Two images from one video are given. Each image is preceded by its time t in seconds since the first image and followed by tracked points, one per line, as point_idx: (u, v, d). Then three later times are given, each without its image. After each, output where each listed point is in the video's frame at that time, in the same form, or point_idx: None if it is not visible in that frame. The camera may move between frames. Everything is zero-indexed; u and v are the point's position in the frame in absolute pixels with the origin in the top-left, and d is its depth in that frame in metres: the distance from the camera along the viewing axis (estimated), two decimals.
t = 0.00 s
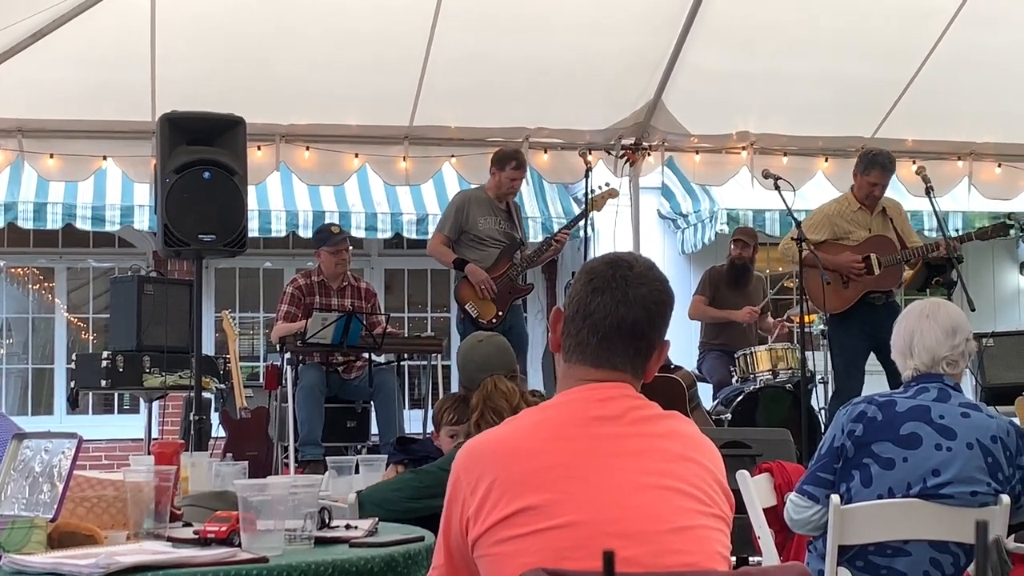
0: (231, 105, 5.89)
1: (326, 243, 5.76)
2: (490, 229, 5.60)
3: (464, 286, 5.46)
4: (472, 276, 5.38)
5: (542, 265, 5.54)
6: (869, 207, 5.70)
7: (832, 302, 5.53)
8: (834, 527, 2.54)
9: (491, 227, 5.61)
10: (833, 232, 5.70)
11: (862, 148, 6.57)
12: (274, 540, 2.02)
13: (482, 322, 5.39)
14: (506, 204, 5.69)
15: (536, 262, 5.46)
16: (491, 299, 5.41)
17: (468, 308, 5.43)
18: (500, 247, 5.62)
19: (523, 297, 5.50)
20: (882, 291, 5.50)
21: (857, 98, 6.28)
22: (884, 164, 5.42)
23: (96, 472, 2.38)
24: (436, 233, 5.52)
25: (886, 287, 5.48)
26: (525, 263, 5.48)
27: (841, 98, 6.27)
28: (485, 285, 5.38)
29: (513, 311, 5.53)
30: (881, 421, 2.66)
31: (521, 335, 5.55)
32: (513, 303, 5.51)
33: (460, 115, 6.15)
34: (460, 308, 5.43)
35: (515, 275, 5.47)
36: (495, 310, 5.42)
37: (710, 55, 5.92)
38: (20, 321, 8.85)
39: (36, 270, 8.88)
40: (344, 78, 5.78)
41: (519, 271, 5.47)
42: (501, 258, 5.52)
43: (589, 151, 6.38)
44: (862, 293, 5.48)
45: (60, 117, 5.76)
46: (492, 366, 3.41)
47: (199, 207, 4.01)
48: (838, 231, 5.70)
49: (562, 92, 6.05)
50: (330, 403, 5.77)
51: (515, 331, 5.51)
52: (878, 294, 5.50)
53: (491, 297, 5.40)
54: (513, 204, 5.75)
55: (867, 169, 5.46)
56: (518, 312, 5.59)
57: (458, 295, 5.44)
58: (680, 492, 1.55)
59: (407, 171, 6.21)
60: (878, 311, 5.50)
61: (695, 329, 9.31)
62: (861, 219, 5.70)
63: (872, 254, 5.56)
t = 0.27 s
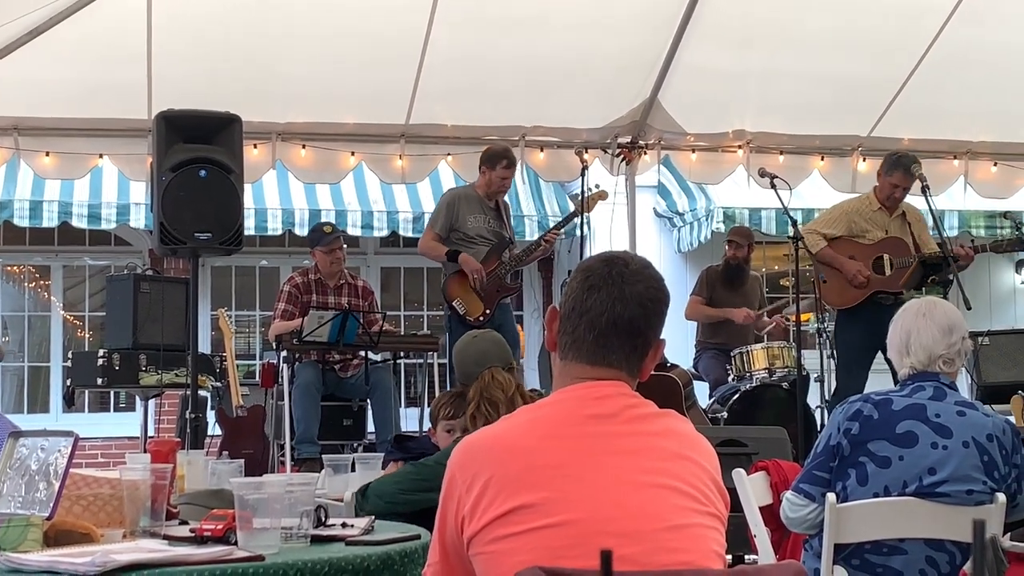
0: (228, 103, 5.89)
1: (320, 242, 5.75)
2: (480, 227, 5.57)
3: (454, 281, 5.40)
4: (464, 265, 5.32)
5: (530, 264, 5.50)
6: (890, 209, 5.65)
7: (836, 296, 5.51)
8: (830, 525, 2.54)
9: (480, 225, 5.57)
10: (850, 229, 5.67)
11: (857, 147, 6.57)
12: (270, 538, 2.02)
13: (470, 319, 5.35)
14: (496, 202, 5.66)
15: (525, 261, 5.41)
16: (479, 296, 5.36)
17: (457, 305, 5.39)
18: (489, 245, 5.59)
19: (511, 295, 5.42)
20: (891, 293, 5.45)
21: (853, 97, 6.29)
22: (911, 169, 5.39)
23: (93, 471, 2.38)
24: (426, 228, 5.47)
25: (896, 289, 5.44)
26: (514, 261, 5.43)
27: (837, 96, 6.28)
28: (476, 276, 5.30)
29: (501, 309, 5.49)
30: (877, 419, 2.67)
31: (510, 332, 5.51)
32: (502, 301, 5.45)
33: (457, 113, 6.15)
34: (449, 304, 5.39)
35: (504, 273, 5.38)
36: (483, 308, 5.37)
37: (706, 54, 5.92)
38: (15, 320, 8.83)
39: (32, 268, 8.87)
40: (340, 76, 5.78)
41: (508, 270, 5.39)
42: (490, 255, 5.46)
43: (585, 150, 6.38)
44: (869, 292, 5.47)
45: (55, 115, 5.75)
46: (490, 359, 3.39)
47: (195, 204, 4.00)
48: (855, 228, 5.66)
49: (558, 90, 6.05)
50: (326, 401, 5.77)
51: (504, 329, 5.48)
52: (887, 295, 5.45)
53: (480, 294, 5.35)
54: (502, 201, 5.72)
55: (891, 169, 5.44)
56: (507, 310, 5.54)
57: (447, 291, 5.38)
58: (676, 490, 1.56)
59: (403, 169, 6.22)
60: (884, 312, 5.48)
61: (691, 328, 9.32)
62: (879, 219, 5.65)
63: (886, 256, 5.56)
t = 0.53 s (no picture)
0: (219, 104, 5.88)
1: (316, 244, 5.74)
2: (467, 231, 5.50)
3: (438, 286, 5.36)
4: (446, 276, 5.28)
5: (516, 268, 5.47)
6: (897, 211, 5.61)
7: (834, 296, 5.53)
8: (821, 528, 2.55)
9: (467, 228, 5.50)
10: (855, 229, 5.63)
11: (848, 150, 6.58)
12: (260, 541, 2.03)
13: (455, 326, 5.30)
14: (483, 206, 5.57)
15: (512, 264, 5.39)
16: (465, 302, 5.32)
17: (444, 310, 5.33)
18: (475, 248, 5.52)
19: (499, 299, 5.41)
20: (889, 296, 5.45)
21: (844, 100, 6.30)
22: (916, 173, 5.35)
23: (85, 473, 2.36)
24: (409, 233, 5.41)
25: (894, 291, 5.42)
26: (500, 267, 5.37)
27: (828, 99, 6.29)
28: (458, 287, 5.27)
29: (488, 313, 5.43)
30: (867, 422, 2.67)
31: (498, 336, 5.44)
32: (489, 305, 5.41)
33: (448, 115, 6.15)
34: (435, 310, 5.32)
35: (489, 278, 5.38)
36: (469, 313, 5.33)
37: (697, 57, 5.93)
38: (5, 322, 8.80)
39: (22, 270, 8.85)
40: (331, 78, 5.77)
41: (495, 274, 5.39)
42: (477, 260, 5.43)
43: (576, 153, 6.40)
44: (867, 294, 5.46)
45: (46, 116, 5.73)
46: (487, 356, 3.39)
47: (186, 206, 4.01)
48: (861, 229, 5.62)
49: (549, 92, 6.06)
50: (317, 404, 5.77)
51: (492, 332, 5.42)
52: (885, 298, 5.45)
53: (466, 299, 5.30)
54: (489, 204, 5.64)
55: (901, 172, 5.39)
56: (493, 313, 5.48)
57: (432, 296, 5.33)
58: (667, 492, 1.56)
59: (394, 171, 6.22)
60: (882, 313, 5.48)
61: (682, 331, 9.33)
62: (885, 221, 5.61)
63: (885, 257, 5.54)
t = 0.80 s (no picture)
0: (203, 105, 5.87)
1: (299, 246, 5.72)
2: (449, 231, 5.49)
3: (423, 286, 5.33)
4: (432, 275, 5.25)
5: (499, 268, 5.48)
6: (887, 214, 5.61)
7: (819, 296, 5.54)
8: (804, 531, 2.56)
9: (450, 228, 5.50)
10: (843, 230, 5.65)
11: (831, 153, 6.61)
12: (243, 543, 2.03)
13: (439, 325, 5.29)
14: (465, 205, 5.57)
15: (495, 264, 5.39)
16: (448, 301, 5.30)
17: (427, 311, 5.31)
18: (458, 248, 5.52)
19: (482, 299, 5.38)
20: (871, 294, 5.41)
21: (827, 103, 6.32)
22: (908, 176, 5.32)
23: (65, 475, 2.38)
24: (392, 235, 5.39)
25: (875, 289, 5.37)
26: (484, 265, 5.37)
27: (811, 102, 6.31)
28: (444, 285, 5.24)
29: (472, 313, 5.41)
30: (849, 425, 2.67)
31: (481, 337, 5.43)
32: (473, 305, 5.39)
33: (432, 117, 6.14)
34: (419, 310, 5.31)
35: (473, 277, 5.35)
36: (453, 313, 5.31)
37: (681, 60, 5.94)
38: None
39: (4, 272, 8.80)
40: (315, 79, 5.77)
41: (478, 274, 5.36)
42: (460, 259, 5.40)
43: (561, 155, 6.37)
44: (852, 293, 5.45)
45: (27, 117, 5.70)
46: (470, 358, 3.36)
47: (170, 207, 3.98)
48: (848, 230, 5.64)
49: (534, 94, 6.06)
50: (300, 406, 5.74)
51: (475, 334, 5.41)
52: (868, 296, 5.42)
53: (450, 298, 5.28)
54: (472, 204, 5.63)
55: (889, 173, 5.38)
56: (477, 314, 5.46)
57: (417, 295, 5.31)
58: (652, 495, 1.57)
59: (379, 173, 6.21)
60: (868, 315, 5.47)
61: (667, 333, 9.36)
62: (874, 223, 5.61)
63: (870, 257, 5.50)
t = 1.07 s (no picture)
0: (183, 106, 5.85)
1: (277, 248, 5.72)
2: (430, 234, 5.48)
3: (406, 287, 5.34)
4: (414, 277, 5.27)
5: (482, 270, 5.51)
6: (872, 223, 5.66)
7: (803, 300, 5.54)
8: (784, 531, 2.56)
9: (432, 231, 5.49)
10: (827, 236, 5.67)
11: (812, 154, 6.65)
12: (223, 545, 2.02)
13: (422, 327, 5.31)
14: (447, 209, 5.58)
15: (479, 266, 5.42)
16: (432, 302, 5.33)
17: (410, 312, 5.33)
18: (441, 249, 5.51)
19: (465, 302, 5.41)
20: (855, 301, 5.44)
21: (808, 104, 6.34)
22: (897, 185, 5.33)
23: (44, 480, 2.33)
24: (375, 238, 5.41)
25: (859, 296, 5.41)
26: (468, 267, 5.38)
27: (792, 104, 6.32)
28: (425, 283, 5.25)
29: (455, 315, 5.45)
30: (829, 425, 2.68)
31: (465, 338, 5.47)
32: (456, 307, 5.42)
33: (413, 118, 6.15)
34: (402, 312, 5.33)
35: (456, 279, 5.39)
36: (436, 315, 5.34)
37: (662, 62, 5.95)
38: None
39: None
40: (296, 80, 5.76)
41: (461, 276, 5.39)
42: (443, 261, 5.40)
43: (542, 156, 6.44)
44: (835, 299, 5.47)
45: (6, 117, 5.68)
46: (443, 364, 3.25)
47: (148, 209, 3.98)
48: (832, 236, 5.66)
49: (515, 95, 6.07)
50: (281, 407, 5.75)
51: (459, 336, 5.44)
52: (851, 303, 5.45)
53: (433, 300, 5.32)
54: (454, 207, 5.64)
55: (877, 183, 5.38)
56: (462, 316, 5.49)
57: (400, 296, 5.32)
58: (632, 497, 1.57)
59: (360, 173, 6.23)
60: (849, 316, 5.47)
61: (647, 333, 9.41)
62: (858, 230, 5.65)
63: (854, 264, 5.54)
